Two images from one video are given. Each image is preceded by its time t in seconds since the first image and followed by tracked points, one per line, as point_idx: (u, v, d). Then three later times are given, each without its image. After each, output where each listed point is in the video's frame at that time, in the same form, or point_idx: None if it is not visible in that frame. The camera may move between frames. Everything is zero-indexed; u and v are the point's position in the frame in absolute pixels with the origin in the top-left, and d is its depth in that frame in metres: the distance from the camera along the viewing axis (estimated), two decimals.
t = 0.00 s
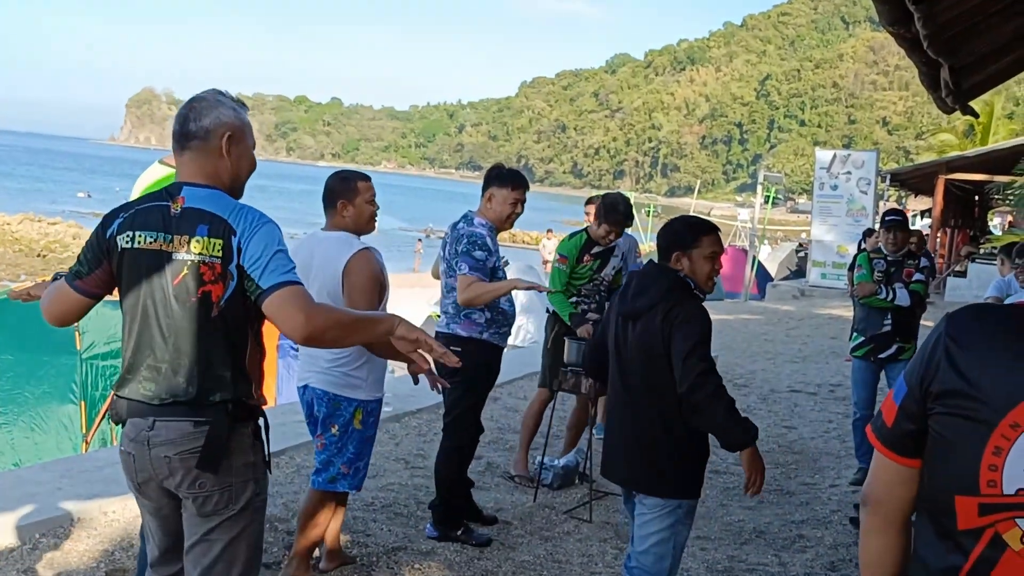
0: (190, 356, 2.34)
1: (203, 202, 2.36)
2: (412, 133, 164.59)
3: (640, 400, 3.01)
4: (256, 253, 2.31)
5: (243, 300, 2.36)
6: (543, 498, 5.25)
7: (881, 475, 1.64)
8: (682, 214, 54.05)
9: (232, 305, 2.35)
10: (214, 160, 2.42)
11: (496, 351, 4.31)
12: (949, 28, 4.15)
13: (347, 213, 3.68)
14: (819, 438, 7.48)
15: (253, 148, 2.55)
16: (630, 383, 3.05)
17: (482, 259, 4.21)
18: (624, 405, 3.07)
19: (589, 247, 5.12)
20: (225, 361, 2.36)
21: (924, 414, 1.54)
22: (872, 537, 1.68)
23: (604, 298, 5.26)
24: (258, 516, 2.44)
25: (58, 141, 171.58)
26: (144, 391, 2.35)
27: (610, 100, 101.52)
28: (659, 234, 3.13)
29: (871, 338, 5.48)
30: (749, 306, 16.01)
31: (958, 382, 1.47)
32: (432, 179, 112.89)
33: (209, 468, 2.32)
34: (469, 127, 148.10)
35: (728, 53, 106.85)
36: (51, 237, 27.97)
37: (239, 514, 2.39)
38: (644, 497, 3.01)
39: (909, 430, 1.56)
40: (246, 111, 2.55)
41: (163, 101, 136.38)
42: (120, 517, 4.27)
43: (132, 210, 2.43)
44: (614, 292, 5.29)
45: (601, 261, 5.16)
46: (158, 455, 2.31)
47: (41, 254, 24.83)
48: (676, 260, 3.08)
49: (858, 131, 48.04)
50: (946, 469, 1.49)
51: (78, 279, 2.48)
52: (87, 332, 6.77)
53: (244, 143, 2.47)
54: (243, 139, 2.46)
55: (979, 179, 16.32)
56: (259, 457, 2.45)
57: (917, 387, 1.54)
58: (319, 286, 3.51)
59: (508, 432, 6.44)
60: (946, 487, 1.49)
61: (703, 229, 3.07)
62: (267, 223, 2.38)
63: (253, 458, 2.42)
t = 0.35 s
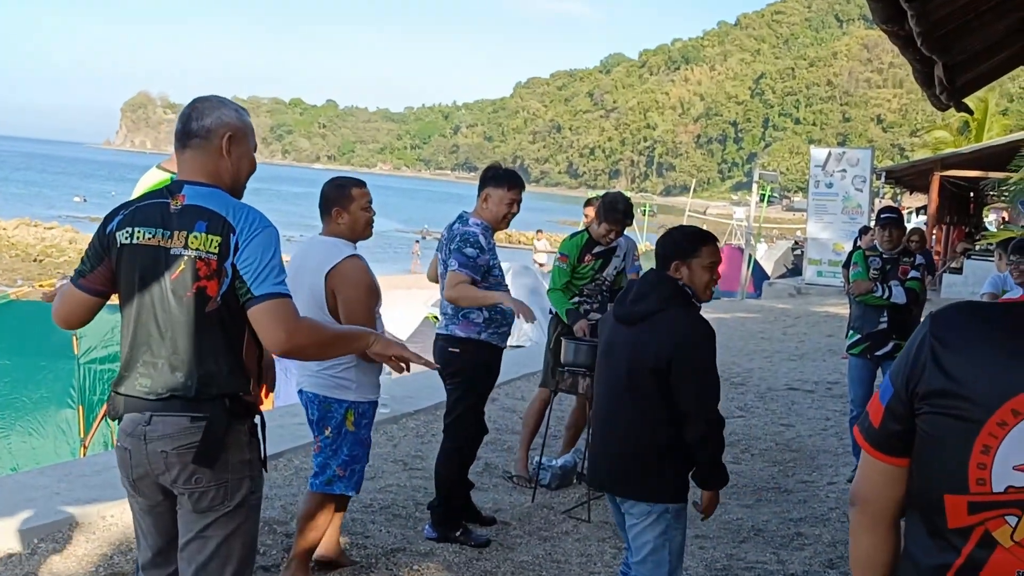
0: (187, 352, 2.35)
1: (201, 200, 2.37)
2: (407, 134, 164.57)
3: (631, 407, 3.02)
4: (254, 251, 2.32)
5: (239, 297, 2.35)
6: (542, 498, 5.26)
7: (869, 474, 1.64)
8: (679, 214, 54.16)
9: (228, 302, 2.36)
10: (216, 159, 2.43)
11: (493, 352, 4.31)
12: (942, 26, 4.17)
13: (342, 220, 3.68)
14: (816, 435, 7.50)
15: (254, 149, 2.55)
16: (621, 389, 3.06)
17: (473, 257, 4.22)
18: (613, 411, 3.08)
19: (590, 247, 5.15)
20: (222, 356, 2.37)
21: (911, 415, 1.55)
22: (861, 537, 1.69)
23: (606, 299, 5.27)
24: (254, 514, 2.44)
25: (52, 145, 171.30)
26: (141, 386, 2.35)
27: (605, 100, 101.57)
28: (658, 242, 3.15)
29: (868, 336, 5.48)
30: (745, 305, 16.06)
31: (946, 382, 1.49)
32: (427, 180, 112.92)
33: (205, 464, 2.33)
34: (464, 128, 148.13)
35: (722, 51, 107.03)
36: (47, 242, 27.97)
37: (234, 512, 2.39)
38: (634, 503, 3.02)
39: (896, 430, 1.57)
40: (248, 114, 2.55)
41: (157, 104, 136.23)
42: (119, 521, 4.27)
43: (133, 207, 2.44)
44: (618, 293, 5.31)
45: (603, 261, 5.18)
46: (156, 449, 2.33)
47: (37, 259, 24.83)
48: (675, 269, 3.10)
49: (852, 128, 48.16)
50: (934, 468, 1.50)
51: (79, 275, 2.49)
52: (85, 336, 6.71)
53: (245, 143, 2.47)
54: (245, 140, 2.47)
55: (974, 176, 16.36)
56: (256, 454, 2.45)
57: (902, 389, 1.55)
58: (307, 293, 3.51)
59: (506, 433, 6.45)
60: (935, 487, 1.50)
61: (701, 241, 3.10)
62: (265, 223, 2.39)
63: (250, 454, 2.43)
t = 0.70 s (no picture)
0: (182, 350, 2.33)
1: (197, 200, 2.36)
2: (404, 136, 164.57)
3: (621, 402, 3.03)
4: (250, 249, 2.32)
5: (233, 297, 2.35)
6: (540, 501, 5.26)
7: (845, 512, 1.73)
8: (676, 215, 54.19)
9: (222, 303, 2.35)
10: (214, 161, 2.42)
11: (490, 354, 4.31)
12: (938, 26, 4.17)
13: (338, 218, 3.69)
14: (814, 436, 7.50)
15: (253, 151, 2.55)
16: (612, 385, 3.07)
17: (491, 266, 4.22)
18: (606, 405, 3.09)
19: (586, 250, 5.15)
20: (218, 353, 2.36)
21: (882, 443, 1.65)
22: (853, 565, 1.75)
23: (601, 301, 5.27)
24: (246, 514, 2.43)
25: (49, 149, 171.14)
26: (136, 385, 2.35)
27: (601, 101, 101.65)
28: (650, 240, 3.11)
29: (865, 337, 5.50)
30: (743, 306, 16.06)
31: (911, 404, 1.59)
32: (424, 182, 112.89)
33: (195, 462, 2.32)
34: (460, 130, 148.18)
35: (719, 52, 107.20)
36: (43, 246, 27.92)
37: (225, 512, 2.38)
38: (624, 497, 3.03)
39: (868, 463, 1.67)
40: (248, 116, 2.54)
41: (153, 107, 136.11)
42: (116, 525, 4.26)
43: (131, 207, 2.43)
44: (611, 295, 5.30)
45: (598, 263, 5.18)
46: (148, 446, 2.32)
47: (34, 262, 24.77)
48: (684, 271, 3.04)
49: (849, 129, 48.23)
50: (915, 486, 1.61)
51: (75, 271, 2.49)
52: (82, 340, 6.70)
53: (243, 143, 2.46)
54: (244, 142, 2.46)
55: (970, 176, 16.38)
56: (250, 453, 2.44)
57: (869, 422, 1.65)
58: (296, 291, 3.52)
59: (504, 435, 6.45)
60: (919, 504, 1.61)
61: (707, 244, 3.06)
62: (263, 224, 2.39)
63: (243, 454, 2.42)
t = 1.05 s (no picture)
0: (176, 355, 2.33)
1: (191, 204, 2.36)
2: (400, 137, 164.65)
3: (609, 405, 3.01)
4: (259, 262, 2.37)
5: (226, 300, 2.35)
6: (537, 503, 5.26)
7: (822, 511, 1.79)
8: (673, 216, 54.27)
9: (215, 308, 2.34)
10: (208, 163, 2.43)
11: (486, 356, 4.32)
12: (933, 28, 4.19)
13: (340, 221, 3.68)
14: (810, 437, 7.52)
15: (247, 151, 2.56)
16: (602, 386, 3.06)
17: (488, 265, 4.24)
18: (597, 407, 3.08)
19: (579, 251, 5.16)
20: (211, 357, 2.36)
21: (845, 437, 1.70)
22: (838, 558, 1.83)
23: (594, 302, 5.28)
24: (241, 516, 2.44)
25: (45, 150, 171.02)
26: (130, 389, 2.34)
27: (598, 103, 101.76)
28: (640, 244, 3.04)
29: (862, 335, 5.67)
30: (740, 306, 16.09)
31: (866, 393, 1.65)
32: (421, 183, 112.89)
33: (188, 464, 2.32)
34: (457, 131, 148.22)
35: (715, 53, 107.42)
36: (40, 247, 27.87)
37: (219, 514, 2.39)
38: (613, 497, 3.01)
39: (834, 458, 1.73)
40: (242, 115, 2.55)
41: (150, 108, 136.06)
42: (113, 527, 4.24)
43: (126, 213, 2.45)
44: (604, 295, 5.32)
45: (592, 263, 5.20)
46: (141, 449, 2.32)
47: (30, 264, 24.77)
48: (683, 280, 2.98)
49: (845, 130, 48.40)
50: (877, 471, 1.66)
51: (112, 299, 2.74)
52: (79, 343, 6.71)
53: (238, 145, 2.47)
54: (238, 143, 2.47)
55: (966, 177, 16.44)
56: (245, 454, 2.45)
57: (830, 418, 1.71)
58: (291, 294, 3.50)
59: (502, 436, 6.45)
60: (882, 489, 1.66)
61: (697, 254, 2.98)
62: (262, 227, 2.41)
63: (238, 456, 2.43)
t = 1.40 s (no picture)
0: (172, 371, 2.33)
1: (184, 220, 2.36)
2: (397, 135, 164.59)
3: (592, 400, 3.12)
4: (254, 277, 2.35)
5: (217, 317, 2.33)
6: (534, 503, 5.26)
7: (835, 487, 1.84)
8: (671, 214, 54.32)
9: (207, 324, 2.32)
10: (204, 179, 2.42)
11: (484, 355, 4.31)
12: (929, 27, 4.19)
13: (328, 227, 3.67)
14: (807, 436, 7.53)
15: (245, 167, 2.54)
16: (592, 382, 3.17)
17: (479, 274, 4.24)
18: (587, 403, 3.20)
19: (575, 252, 5.15)
20: (203, 374, 2.35)
21: (848, 422, 1.75)
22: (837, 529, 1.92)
23: (591, 301, 5.25)
24: (239, 530, 2.44)
25: (41, 148, 170.70)
26: (126, 406, 2.35)
27: (595, 101, 101.81)
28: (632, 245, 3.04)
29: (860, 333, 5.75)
30: (737, 305, 16.11)
31: (870, 383, 1.69)
32: (418, 182, 112.87)
33: (183, 480, 2.32)
34: (454, 129, 148.18)
35: (712, 51, 107.55)
36: (37, 246, 27.85)
37: (217, 528, 2.39)
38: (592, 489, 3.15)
39: (836, 443, 1.78)
40: (242, 132, 2.54)
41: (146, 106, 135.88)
42: (111, 529, 4.24)
43: (123, 229, 2.46)
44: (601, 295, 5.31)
45: (587, 264, 5.19)
46: (138, 466, 2.33)
47: (28, 263, 24.78)
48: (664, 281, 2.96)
49: (842, 127, 48.48)
50: (875, 457, 1.70)
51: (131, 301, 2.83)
52: (76, 343, 6.66)
53: (235, 161, 2.45)
54: (234, 160, 2.45)
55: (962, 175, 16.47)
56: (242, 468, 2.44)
57: (838, 403, 1.76)
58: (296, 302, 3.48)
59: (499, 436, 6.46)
60: (878, 473, 1.70)
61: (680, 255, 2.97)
62: (255, 242, 2.39)
63: (234, 470, 2.42)
